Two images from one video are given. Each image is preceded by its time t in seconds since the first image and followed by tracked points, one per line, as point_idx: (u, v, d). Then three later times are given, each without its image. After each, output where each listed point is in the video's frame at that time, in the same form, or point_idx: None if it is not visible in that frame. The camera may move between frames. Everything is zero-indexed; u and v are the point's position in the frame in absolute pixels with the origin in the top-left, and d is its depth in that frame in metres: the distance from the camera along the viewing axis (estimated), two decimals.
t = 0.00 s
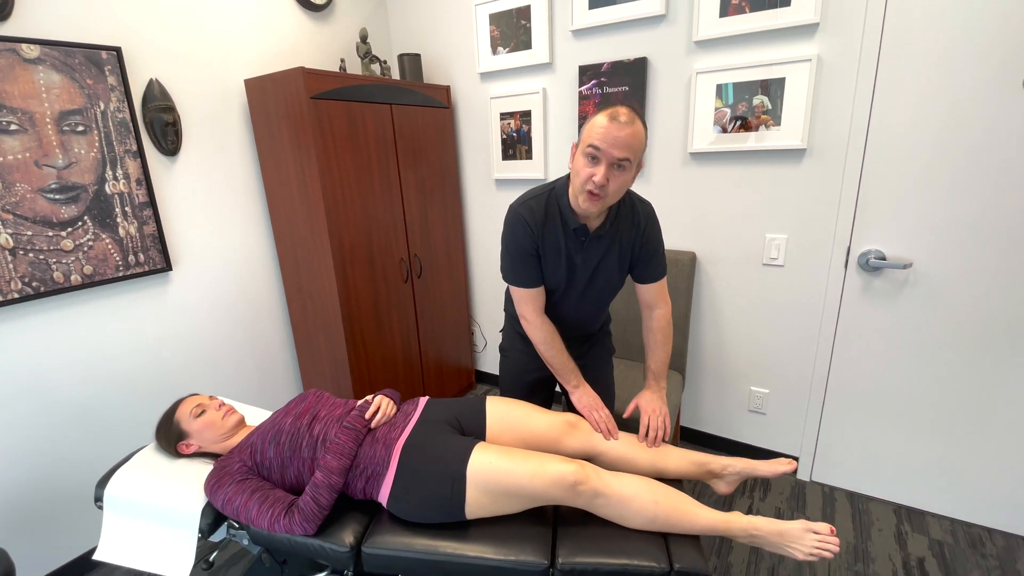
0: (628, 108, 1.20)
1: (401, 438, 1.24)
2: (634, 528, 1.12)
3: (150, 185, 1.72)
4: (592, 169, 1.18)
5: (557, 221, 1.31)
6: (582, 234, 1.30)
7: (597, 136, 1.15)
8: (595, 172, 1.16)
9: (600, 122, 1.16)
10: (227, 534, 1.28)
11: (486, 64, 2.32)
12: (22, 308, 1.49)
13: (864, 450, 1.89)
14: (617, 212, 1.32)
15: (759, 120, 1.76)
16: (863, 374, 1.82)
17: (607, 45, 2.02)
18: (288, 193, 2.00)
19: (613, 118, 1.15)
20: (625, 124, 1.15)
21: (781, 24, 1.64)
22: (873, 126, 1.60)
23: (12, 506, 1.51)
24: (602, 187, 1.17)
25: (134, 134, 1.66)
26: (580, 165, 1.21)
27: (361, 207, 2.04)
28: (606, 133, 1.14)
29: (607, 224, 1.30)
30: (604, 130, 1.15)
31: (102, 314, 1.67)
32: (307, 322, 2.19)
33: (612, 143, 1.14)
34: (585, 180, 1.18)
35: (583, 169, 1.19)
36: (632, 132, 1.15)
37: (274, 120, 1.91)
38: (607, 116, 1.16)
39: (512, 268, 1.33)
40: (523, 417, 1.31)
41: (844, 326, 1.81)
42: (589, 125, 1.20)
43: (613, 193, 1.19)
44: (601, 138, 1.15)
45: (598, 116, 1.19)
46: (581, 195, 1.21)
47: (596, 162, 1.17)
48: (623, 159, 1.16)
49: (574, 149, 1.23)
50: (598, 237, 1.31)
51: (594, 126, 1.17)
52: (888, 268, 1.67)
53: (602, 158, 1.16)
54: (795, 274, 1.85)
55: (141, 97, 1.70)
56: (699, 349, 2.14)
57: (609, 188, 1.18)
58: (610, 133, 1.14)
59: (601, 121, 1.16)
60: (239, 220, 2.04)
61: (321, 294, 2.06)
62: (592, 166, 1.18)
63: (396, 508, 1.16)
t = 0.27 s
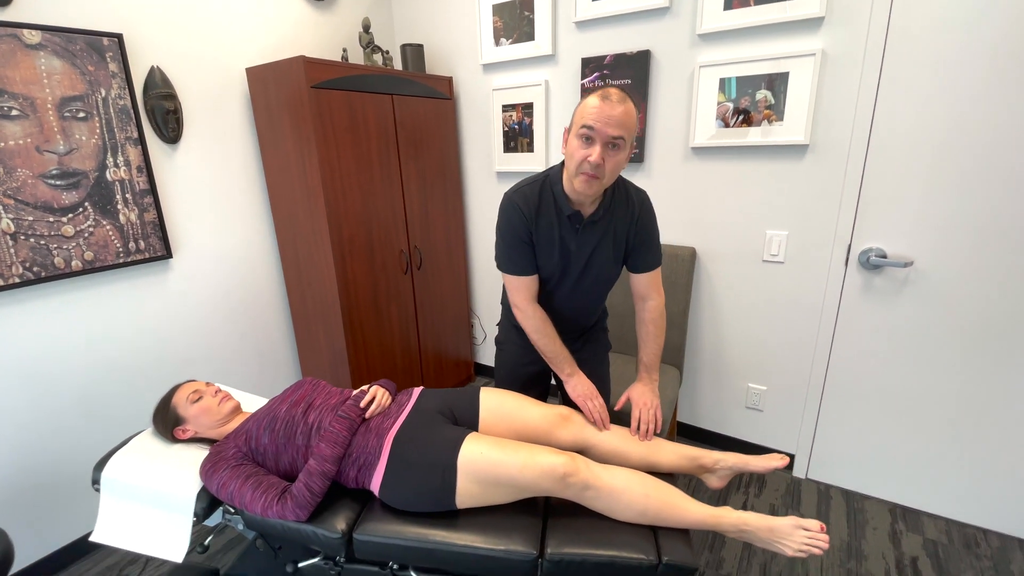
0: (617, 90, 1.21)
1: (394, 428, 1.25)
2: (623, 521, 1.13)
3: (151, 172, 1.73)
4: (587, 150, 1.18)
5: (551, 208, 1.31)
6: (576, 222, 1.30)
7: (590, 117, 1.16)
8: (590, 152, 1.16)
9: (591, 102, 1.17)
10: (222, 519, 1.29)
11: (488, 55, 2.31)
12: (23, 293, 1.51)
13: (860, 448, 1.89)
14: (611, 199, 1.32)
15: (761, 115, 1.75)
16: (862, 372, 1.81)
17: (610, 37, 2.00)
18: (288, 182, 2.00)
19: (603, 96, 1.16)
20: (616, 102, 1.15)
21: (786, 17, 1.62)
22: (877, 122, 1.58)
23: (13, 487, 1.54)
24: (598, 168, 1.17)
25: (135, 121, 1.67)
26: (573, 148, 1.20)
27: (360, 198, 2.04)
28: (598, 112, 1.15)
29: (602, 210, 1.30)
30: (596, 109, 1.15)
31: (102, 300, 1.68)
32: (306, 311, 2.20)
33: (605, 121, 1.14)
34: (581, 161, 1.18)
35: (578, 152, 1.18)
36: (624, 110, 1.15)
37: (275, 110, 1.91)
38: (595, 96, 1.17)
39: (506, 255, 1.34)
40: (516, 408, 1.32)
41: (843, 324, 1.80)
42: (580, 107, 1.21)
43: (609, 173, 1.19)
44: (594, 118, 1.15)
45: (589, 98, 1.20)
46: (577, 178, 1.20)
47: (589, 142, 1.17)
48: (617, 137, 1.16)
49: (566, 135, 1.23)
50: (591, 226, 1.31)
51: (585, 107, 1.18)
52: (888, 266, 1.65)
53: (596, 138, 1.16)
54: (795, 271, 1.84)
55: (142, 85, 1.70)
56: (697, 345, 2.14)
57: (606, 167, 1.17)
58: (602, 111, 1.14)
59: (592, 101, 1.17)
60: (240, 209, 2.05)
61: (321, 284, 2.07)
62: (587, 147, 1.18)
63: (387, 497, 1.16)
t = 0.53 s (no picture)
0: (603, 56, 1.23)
1: (387, 415, 1.25)
2: (611, 512, 1.13)
3: (152, 156, 1.73)
4: (581, 113, 1.18)
5: (543, 180, 1.32)
6: (569, 191, 1.30)
7: (582, 79, 1.17)
8: (586, 113, 1.16)
9: (580, 66, 1.18)
10: (217, 500, 1.31)
11: (493, 43, 2.29)
12: (25, 273, 1.52)
13: (856, 447, 1.88)
14: (605, 172, 1.31)
15: (766, 109, 1.72)
16: (860, 371, 1.80)
17: (616, 27, 1.98)
18: (289, 169, 2.00)
19: (591, 59, 1.17)
20: (605, 62, 1.17)
21: (794, 9, 1.59)
22: (884, 118, 1.56)
23: (14, 463, 1.56)
24: (594, 129, 1.17)
25: (137, 104, 1.67)
26: (567, 115, 1.20)
27: (361, 186, 2.04)
28: (589, 74, 1.16)
29: (594, 181, 1.30)
30: (586, 71, 1.16)
31: (103, 282, 1.70)
32: (306, 298, 2.21)
33: (596, 81, 1.15)
34: (577, 124, 1.17)
35: (573, 116, 1.18)
36: (615, 68, 1.16)
37: (277, 95, 1.91)
38: (583, 60, 1.18)
39: (498, 224, 1.35)
40: (508, 397, 1.32)
41: (842, 322, 1.78)
42: (569, 75, 1.22)
43: (606, 133, 1.19)
44: (586, 81, 1.16)
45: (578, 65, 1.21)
46: (575, 143, 1.20)
47: (583, 104, 1.17)
48: (609, 96, 1.17)
49: (557, 105, 1.23)
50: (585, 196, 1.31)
51: (575, 72, 1.19)
52: (890, 264, 1.64)
53: (589, 100, 1.17)
54: (796, 267, 1.83)
55: (145, 68, 1.70)
56: (696, 340, 2.13)
57: (603, 127, 1.17)
58: (593, 72, 1.16)
59: (581, 65, 1.18)
60: (241, 194, 2.06)
61: (321, 271, 2.08)
62: (581, 110, 1.18)
63: (378, 483, 1.17)
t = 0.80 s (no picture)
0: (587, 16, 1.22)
1: (378, 402, 1.24)
2: (602, 505, 1.12)
3: (152, 137, 1.72)
4: (573, 75, 1.16)
5: (539, 150, 1.32)
6: (563, 156, 1.28)
7: (569, 40, 1.15)
8: (578, 74, 1.15)
9: (565, 29, 1.17)
10: (208, 482, 1.32)
11: (498, 29, 2.25)
12: (23, 252, 1.52)
13: (856, 447, 1.86)
14: (603, 141, 1.28)
15: (775, 100, 1.68)
16: (863, 370, 1.77)
17: (623, 14, 1.93)
18: (289, 153, 1.99)
19: (574, 20, 1.16)
20: (590, 20, 1.15)
21: None
22: (896, 111, 1.51)
23: (12, 440, 1.58)
24: (590, 88, 1.16)
25: (137, 84, 1.66)
26: (559, 80, 1.19)
27: (362, 171, 2.02)
28: (576, 34, 1.14)
29: (588, 147, 1.27)
30: (573, 32, 1.14)
31: (102, 263, 1.69)
32: (305, 283, 2.20)
33: (584, 40, 1.14)
34: (571, 87, 1.16)
35: (566, 79, 1.17)
36: (600, 25, 1.15)
37: (277, 78, 1.89)
38: (567, 22, 1.17)
39: (496, 192, 1.40)
40: (502, 386, 1.30)
41: (846, 320, 1.75)
42: (554, 40, 1.20)
43: (601, 92, 1.17)
44: (573, 42, 1.15)
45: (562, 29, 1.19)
46: (571, 106, 1.19)
47: (574, 66, 1.16)
48: (598, 53, 1.16)
49: (547, 73, 1.22)
50: (579, 160, 1.28)
51: (561, 36, 1.17)
52: (897, 262, 1.60)
53: (579, 60, 1.15)
54: (800, 263, 1.80)
55: (145, 48, 1.69)
56: (697, 335, 2.10)
57: (597, 86, 1.16)
58: (579, 32, 1.14)
59: (566, 28, 1.16)
60: (241, 178, 2.05)
61: (320, 257, 2.07)
62: (573, 72, 1.16)
63: (367, 469, 1.16)
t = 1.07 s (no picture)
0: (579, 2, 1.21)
1: (367, 397, 1.23)
2: (591, 505, 1.10)
3: (149, 127, 1.72)
4: (564, 63, 1.16)
5: (534, 140, 1.31)
6: (557, 143, 1.27)
7: (560, 26, 1.14)
8: (569, 61, 1.14)
9: (556, 15, 1.16)
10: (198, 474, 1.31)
11: (500, 23, 2.23)
12: (18, 241, 1.52)
13: (856, 450, 1.83)
14: (599, 127, 1.25)
15: (779, 96, 1.65)
16: (864, 373, 1.74)
17: (626, 7, 1.91)
18: (287, 145, 1.98)
19: (566, 6, 1.15)
20: (581, 6, 1.14)
21: None
22: (902, 109, 1.48)
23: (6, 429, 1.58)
24: (581, 75, 1.15)
25: (134, 74, 1.65)
26: (551, 68, 1.18)
27: (359, 165, 2.01)
28: (566, 20, 1.13)
29: (583, 133, 1.24)
30: (564, 18, 1.13)
31: (97, 253, 1.69)
32: (303, 276, 2.19)
33: (575, 26, 1.13)
34: (563, 74, 1.15)
35: (557, 67, 1.16)
36: (592, 11, 1.14)
37: (276, 69, 1.87)
38: (559, 9, 1.16)
39: (493, 183, 1.41)
40: (494, 382, 1.29)
41: (848, 322, 1.72)
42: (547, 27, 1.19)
43: (594, 79, 1.16)
44: (564, 28, 1.14)
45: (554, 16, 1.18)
46: (563, 94, 1.18)
47: (564, 53, 1.15)
48: (590, 39, 1.14)
49: (540, 61, 1.21)
50: (573, 147, 1.26)
51: (552, 23, 1.16)
52: (901, 263, 1.57)
53: (570, 47, 1.14)
54: (802, 263, 1.77)
55: (143, 38, 1.68)
56: (696, 334, 2.08)
57: (589, 72, 1.15)
58: (570, 18, 1.13)
59: (557, 14, 1.15)
60: (239, 170, 2.04)
61: (317, 250, 2.06)
62: (564, 59, 1.15)
63: (355, 464, 1.15)
